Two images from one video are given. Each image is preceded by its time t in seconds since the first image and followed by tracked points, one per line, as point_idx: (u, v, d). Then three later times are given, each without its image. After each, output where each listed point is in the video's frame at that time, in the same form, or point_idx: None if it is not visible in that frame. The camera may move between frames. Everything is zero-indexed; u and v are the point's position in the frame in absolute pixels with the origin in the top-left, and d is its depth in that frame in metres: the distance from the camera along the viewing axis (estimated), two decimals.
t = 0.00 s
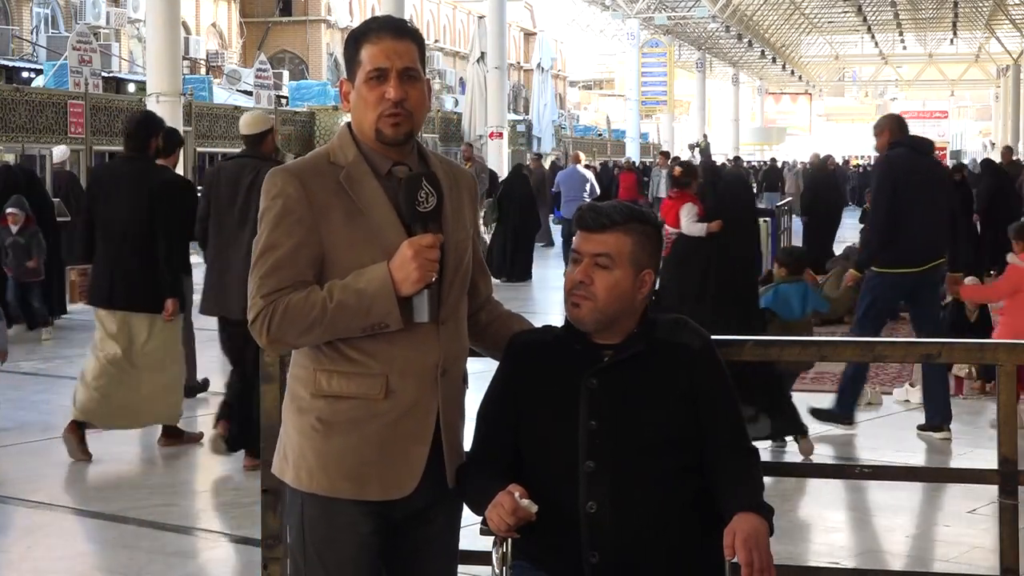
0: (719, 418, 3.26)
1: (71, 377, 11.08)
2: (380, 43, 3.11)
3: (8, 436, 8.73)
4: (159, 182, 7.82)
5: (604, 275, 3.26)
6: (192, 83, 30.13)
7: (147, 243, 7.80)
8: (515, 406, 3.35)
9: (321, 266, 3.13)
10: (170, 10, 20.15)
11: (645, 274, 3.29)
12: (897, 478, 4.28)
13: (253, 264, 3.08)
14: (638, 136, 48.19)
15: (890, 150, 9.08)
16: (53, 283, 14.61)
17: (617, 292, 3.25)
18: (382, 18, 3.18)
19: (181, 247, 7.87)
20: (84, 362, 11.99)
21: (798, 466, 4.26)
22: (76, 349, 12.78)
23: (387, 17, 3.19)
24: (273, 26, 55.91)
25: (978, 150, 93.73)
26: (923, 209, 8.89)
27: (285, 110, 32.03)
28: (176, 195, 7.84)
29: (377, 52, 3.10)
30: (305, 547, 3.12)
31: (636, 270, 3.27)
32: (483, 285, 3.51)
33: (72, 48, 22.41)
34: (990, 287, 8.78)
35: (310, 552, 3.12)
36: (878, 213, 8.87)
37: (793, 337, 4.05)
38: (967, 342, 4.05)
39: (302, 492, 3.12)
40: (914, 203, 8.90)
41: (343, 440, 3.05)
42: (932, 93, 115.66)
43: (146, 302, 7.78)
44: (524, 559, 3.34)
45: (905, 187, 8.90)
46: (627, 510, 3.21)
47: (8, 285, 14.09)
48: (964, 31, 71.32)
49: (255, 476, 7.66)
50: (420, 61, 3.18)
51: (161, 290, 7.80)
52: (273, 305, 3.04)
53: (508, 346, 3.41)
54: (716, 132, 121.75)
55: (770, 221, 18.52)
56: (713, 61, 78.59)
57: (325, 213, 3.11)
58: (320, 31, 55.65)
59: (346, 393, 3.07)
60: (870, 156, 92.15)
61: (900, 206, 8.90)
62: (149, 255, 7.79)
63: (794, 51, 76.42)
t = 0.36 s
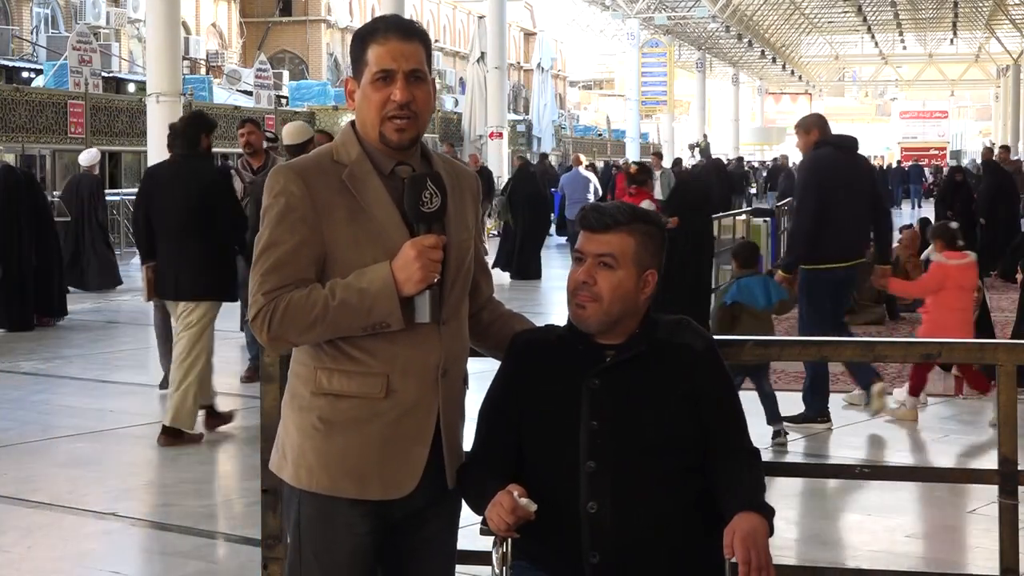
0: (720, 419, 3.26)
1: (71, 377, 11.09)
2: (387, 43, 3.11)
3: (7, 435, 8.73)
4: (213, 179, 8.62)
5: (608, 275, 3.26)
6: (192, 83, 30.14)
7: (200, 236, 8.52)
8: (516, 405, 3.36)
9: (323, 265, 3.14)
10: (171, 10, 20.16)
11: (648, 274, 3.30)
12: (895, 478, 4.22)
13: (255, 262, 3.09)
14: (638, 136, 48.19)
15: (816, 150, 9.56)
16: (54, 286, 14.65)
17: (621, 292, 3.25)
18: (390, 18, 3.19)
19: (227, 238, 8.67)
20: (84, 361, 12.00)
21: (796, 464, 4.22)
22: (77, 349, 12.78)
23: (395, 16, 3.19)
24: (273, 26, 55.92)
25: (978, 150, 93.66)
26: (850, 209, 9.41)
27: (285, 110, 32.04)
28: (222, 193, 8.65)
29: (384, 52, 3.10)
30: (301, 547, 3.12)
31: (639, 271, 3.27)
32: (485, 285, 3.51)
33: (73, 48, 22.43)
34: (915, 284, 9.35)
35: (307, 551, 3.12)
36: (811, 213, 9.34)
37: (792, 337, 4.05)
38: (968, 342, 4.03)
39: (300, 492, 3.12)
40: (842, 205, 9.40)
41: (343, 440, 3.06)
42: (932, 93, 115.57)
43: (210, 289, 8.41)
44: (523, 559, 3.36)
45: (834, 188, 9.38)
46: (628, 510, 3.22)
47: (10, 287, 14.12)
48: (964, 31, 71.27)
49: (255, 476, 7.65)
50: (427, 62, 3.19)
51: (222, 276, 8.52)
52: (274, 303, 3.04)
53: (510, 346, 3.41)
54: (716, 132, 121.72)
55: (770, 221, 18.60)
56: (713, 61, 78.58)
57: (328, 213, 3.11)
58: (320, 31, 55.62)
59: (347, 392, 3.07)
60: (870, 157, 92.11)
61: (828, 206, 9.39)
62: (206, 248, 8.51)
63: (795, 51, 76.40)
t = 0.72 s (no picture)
0: (720, 419, 3.27)
1: (71, 377, 11.10)
2: (390, 45, 3.12)
3: (8, 436, 8.74)
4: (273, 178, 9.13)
5: (611, 275, 3.27)
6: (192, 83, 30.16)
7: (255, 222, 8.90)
8: (517, 405, 3.36)
9: (323, 266, 3.14)
10: (170, 11, 20.20)
11: (651, 274, 3.30)
12: (896, 477, 4.21)
13: (255, 262, 3.10)
14: (638, 136, 48.19)
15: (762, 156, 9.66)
16: (56, 286, 14.64)
17: (623, 292, 3.26)
18: (393, 18, 3.20)
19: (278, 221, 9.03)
20: (84, 361, 12.02)
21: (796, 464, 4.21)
22: (77, 349, 12.78)
23: (397, 17, 3.19)
24: (273, 26, 55.92)
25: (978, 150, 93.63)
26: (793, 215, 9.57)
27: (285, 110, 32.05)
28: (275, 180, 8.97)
29: (387, 54, 3.11)
30: (300, 546, 3.13)
31: (642, 271, 3.28)
32: (487, 287, 3.52)
33: (73, 48, 22.45)
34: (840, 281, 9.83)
35: (306, 552, 3.12)
36: (754, 219, 9.52)
37: (793, 336, 4.04)
38: (968, 341, 4.02)
39: (300, 493, 3.13)
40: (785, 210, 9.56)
41: (342, 440, 3.07)
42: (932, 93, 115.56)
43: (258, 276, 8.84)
44: (523, 559, 3.37)
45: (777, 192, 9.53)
46: (628, 510, 3.22)
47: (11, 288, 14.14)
48: (964, 31, 71.28)
49: (255, 476, 7.66)
50: (430, 65, 3.19)
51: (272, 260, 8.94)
52: (274, 303, 3.05)
53: (512, 346, 3.42)
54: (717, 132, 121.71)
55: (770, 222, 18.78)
56: (713, 61, 78.58)
57: (328, 214, 3.12)
58: (320, 31, 55.59)
59: (346, 392, 3.08)
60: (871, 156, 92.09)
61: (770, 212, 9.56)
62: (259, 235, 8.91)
63: (795, 51, 76.40)
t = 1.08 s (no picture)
0: (720, 419, 3.27)
1: (70, 377, 11.10)
2: (393, 49, 3.11)
3: (8, 435, 8.75)
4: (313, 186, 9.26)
5: (611, 275, 3.27)
6: (192, 83, 30.16)
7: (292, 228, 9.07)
8: (517, 405, 3.37)
9: (324, 267, 3.14)
10: (171, 11, 20.23)
11: (651, 275, 3.31)
12: (896, 477, 4.21)
13: (255, 263, 3.10)
14: (638, 136, 48.18)
15: (715, 147, 10.24)
16: (57, 285, 14.67)
17: (624, 292, 3.26)
18: (394, 20, 3.19)
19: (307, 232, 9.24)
20: (84, 361, 12.02)
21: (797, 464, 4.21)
22: (77, 349, 12.79)
23: (399, 18, 3.19)
24: (273, 26, 55.92)
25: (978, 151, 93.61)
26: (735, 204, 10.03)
27: (285, 110, 32.06)
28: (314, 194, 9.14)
29: (389, 58, 3.11)
30: (300, 545, 3.13)
31: (643, 271, 3.28)
32: (486, 286, 3.52)
33: (73, 48, 22.45)
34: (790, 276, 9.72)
35: (306, 551, 3.13)
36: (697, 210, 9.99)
37: (792, 337, 4.04)
38: (967, 341, 4.03)
39: (301, 494, 3.13)
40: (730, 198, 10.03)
41: (342, 440, 3.07)
42: (932, 93, 115.55)
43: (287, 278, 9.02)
44: (523, 560, 3.38)
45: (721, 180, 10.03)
46: (629, 510, 3.22)
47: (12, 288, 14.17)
48: (964, 31, 71.27)
49: (255, 476, 7.66)
50: (433, 68, 3.19)
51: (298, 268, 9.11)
52: (273, 305, 3.05)
53: (512, 346, 3.42)
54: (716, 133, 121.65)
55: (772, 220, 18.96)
56: (713, 61, 78.58)
57: (328, 216, 3.12)
58: (320, 31, 55.56)
59: (346, 392, 3.08)
60: (870, 156, 92.07)
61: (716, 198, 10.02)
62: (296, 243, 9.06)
63: (795, 51, 76.40)
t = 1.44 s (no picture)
0: (720, 420, 3.27)
1: (70, 376, 11.10)
2: (394, 50, 3.11)
3: (7, 435, 8.75)
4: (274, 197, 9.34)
5: (610, 275, 3.27)
6: (192, 83, 30.16)
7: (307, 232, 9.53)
8: (517, 405, 3.36)
9: (322, 267, 3.14)
10: (171, 11, 20.24)
11: (650, 275, 3.30)
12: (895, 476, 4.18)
13: (253, 261, 3.09)
14: (638, 136, 48.18)
15: (659, 155, 11.06)
16: (54, 288, 14.63)
17: (622, 292, 3.25)
18: (398, 20, 3.19)
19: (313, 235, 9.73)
20: (84, 361, 12.02)
21: (796, 464, 4.21)
22: (77, 349, 12.79)
23: (402, 19, 3.18)
24: (273, 26, 55.89)
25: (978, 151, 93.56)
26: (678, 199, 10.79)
27: (285, 110, 32.06)
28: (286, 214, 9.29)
29: (390, 58, 3.10)
30: (296, 541, 3.13)
31: (641, 271, 3.28)
32: (487, 285, 3.51)
33: (73, 48, 22.46)
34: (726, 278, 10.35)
35: (302, 546, 3.13)
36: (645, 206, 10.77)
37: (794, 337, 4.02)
38: (967, 342, 4.00)
39: (298, 492, 3.13)
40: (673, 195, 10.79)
41: (337, 439, 3.07)
42: (932, 93, 115.50)
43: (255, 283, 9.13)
44: (522, 560, 3.37)
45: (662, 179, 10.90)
46: (627, 509, 3.22)
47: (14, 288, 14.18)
48: (964, 31, 71.26)
49: (255, 476, 7.66)
50: (435, 70, 3.18)
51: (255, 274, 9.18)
52: (270, 304, 3.04)
53: (512, 345, 3.42)
54: (717, 133, 121.62)
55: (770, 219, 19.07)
56: (713, 61, 78.58)
57: (325, 216, 3.12)
58: (320, 31, 55.56)
59: (343, 392, 3.08)
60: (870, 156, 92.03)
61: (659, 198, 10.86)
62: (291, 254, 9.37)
63: (794, 51, 76.38)
